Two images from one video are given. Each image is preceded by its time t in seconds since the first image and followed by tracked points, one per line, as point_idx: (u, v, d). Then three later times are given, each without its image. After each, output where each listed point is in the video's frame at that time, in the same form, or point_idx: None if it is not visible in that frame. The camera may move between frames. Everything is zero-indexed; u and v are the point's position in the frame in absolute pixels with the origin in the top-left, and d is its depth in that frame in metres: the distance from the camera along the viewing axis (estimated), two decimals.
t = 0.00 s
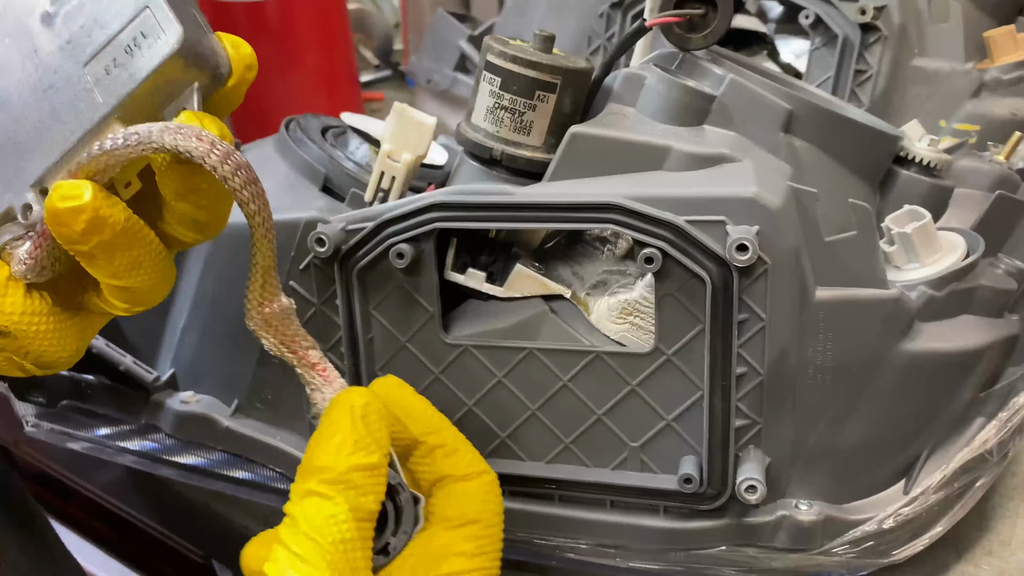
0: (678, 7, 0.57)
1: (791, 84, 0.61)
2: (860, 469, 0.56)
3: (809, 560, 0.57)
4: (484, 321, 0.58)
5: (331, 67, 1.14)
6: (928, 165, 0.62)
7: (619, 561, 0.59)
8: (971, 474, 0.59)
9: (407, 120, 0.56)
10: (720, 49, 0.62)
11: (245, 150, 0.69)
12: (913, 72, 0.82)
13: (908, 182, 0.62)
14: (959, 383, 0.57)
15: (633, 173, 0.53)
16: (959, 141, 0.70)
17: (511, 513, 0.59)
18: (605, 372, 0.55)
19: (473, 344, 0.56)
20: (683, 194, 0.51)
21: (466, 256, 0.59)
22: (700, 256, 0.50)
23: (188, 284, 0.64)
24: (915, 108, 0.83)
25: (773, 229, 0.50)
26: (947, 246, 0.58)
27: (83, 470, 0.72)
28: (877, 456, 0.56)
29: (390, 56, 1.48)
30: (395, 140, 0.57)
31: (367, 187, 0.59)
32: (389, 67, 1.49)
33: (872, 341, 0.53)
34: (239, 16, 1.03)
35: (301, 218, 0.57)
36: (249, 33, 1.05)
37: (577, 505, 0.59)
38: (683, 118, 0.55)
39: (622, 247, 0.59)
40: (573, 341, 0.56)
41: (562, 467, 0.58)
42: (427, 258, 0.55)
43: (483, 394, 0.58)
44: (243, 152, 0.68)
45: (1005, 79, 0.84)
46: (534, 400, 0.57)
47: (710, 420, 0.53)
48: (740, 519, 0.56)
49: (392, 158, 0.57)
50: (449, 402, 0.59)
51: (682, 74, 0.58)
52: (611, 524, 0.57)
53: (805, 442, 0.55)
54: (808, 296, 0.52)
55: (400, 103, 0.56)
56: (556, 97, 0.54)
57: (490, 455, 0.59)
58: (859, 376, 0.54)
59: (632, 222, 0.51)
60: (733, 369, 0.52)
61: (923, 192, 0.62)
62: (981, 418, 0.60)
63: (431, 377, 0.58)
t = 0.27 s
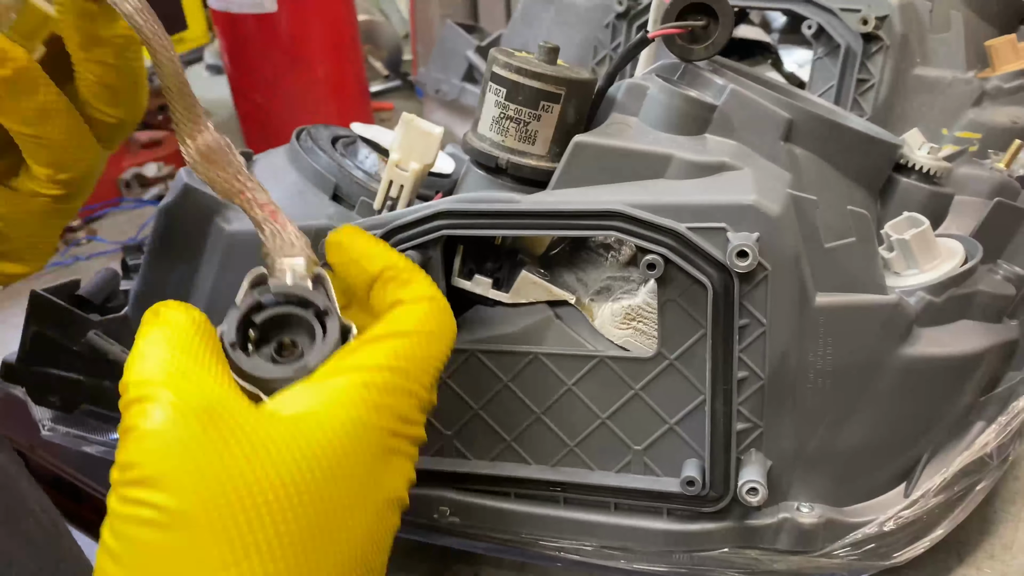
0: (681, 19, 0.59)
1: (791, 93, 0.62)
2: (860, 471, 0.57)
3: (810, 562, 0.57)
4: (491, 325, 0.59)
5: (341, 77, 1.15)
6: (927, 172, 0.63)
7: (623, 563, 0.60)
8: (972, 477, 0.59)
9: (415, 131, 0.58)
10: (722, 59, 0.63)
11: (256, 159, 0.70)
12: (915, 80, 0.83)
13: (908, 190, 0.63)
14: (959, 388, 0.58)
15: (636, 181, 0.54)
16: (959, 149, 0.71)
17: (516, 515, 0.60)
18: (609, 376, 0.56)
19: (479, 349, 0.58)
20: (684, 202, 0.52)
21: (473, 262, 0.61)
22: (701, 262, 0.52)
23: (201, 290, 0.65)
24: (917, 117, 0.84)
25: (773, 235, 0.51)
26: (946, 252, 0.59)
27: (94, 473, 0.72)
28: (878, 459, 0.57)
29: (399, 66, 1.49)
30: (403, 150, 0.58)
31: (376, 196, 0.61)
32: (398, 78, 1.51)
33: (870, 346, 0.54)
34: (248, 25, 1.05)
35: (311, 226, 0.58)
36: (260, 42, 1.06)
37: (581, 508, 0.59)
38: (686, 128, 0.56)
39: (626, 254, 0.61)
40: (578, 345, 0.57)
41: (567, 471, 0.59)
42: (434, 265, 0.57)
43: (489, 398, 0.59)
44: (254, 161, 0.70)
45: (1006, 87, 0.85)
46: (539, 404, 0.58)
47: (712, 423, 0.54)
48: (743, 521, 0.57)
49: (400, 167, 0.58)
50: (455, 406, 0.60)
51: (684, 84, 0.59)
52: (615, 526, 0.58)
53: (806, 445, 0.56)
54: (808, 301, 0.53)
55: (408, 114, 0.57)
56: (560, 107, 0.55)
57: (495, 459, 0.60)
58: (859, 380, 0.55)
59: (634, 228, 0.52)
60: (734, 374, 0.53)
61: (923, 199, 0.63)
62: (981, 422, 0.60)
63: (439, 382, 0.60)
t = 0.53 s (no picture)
0: (682, 31, 0.59)
1: (791, 104, 0.63)
2: (861, 479, 0.58)
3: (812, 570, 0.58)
4: (496, 334, 0.60)
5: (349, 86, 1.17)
6: (928, 182, 0.64)
7: (626, 570, 0.60)
8: (973, 486, 0.60)
9: (421, 142, 0.59)
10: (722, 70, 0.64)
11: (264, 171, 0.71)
12: (918, 89, 0.83)
13: (909, 200, 0.64)
14: (959, 396, 0.58)
15: (638, 191, 0.55)
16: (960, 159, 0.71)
17: (519, 522, 0.61)
18: (611, 385, 0.57)
19: (483, 357, 0.58)
20: (685, 213, 0.52)
21: (478, 271, 0.61)
22: (703, 272, 0.52)
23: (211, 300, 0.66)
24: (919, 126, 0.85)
25: (773, 246, 0.51)
26: (945, 262, 0.59)
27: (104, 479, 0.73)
28: (879, 467, 0.58)
29: (406, 75, 1.51)
30: (408, 161, 0.59)
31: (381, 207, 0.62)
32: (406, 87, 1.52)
33: (871, 355, 0.54)
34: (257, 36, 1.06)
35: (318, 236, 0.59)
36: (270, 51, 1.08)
37: (584, 515, 0.60)
38: (687, 139, 0.57)
39: (628, 263, 0.62)
40: (580, 354, 0.58)
41: (570, 478, 0.59)
42: (439, 274, 0.57)
43: (493, 406, 0.60)
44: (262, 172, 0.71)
45: (1009, 96, 0.87)
46: (543, 412, 0.59)
47: (713, 432, 0.55)
48: (744, 528, 0.57)
49: (406, 178, 0.59)
50: (459, 414, 0.61)
51: (685, 95, 0.60)
52: (618, 533, 0.59)
53: (807, 454, 0.56)
54: (807, 311, 0.53)
55: (413, 125, 0.58)
56: (563, 119, 0.56)
57: (499, 466, 0.61)
58: (859, 389, 0.55)
59: (636, 239, 0.52)
60: (735, 383, 0.53)
61: (924, 209, 0.64)
62: (982, 431, 0.61)
63: (443, 390, 0.60)
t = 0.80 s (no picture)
0: (681, 38, 0.60)
1: (791, 110, 0.63)
2: (861, 485, 0.58)
3: None
4: (496, 339, 0.60)
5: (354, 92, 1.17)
6: (929, 188, 0.63)
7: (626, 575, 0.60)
8: (973, 491, 0.60)
9: (421, 150, 0.59)
10: (722, 76, 0.64)
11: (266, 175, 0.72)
12: (920, 94, 0.83)
13: (909, 206, 0.64)
14: (960, 402, 0.58)
15: (637, 198, 0.55)
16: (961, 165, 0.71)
17: (519, 527, 0.61)
18: (611, 390, 0.57)
19: (484, 363, 0.59)
20: (684, 220, 0.53)
21: (479, 277, 0.61)
22: (702, 279, 0.52)
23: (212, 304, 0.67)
24: (922, 132, 0.85)
25: (772, 252, 0.52)
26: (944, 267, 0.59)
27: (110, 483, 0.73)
28: (879, 474, 0.57)
29: (412, 81, 1.51)
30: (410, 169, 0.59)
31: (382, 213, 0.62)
32: (410, 92, 1.52)
33: (871, 362, 0.54)
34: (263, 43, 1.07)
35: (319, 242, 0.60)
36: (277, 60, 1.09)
37: (583, 520, 0.60)
38: (686, 146, 0.57)
39: (628, 270, 0.62)
40: (581, 360, 0.58)
41: (570, 483, 0.60)
42: (439, 280, 0.58)
43: (493, 412, 0.60)
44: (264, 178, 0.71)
45: (1012, 102, 0.86)
46: (543, 418, 0.59)
47: (713, 438, 0.55)
48: (744, 534, 0.57)
49: (407, 184, 0.59)
50: (460, 419, 0.61)
51: (685, 102, 0.60)
52: (618, 539, 0.59)
53: (808, 460, 0.56)
54: (807, 317, 0.53)
55: (414, 132, 0.59)
56: (562, 126, 0.56)
57: (499, 471, 0.61)
58: (859, 396, 0.55)
59: (635, 245, 0.53)
60: (735, 390, 0.54)
61: (925, 215, 0.64)
62: (982, 437, 0.61)
63: (444, 396, 0.60)
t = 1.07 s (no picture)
0: (684, 41, 0.59)
1: (796, 112, 0.62)
2: (866, 491, 0.57)
3: None
4: (497, 344, 0.60)
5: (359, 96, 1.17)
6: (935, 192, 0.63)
7: None
8: (979, 497, 0.59)
9: (421, 153, 0.59)
10: (726, 78, 0.64)
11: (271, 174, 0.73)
12: (927, 97, 0.83)
13: (915, 209, 0.63)
14: (966, 407, 0.57)
15: (639, 201, 0.55)
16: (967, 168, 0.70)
17: (521, 532, 0.61)
18: (614, 395, 0.57)
19: (486, 367, 0.59)
20: (686, 223, 0.52)
21: (481, 281, 0.61)
22: (705, 283, 0.52)
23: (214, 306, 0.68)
24: (928, 134, 0.84)
25: (775, 256, 0.51)
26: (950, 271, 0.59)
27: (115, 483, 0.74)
28: (884, 479, 0.57)
29: (418, 83, 1.51)
30: (411, 172, 0.59)
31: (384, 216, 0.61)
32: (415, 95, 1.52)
33: (875, 367, 0.54)
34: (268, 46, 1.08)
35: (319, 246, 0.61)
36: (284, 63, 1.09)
37: (586, 525, 0.60)
38: (690, 149, 0.56)
39: (631, 273, 0.60)
40: (583, 364, 0.58)
41: (572, 488, 0.59)
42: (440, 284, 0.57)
43: (495, 416, 0.60)
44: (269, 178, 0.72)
45: (1018, 104, 0.86)
46: (545, 422, 0.59)
47: (716, 443, 0.54)
48: (748, 540, 0.57)
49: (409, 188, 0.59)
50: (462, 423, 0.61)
51: (688, 104, 0.60)
52: (620, 544, 0.58)
53: (812, 465, 0.56)
54: (811, 322, 0.53)
55: (416, 135, 0.58)
56: (564, 130, 0.56)
57: (501, 476, 0.61)
58: (864, 401, 0.55)
59: (637, 250, 0.52)
60: (738, 395, 0.53)
61: (930, 219, 0.63)
62: (990, 443, 0.60)
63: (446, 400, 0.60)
